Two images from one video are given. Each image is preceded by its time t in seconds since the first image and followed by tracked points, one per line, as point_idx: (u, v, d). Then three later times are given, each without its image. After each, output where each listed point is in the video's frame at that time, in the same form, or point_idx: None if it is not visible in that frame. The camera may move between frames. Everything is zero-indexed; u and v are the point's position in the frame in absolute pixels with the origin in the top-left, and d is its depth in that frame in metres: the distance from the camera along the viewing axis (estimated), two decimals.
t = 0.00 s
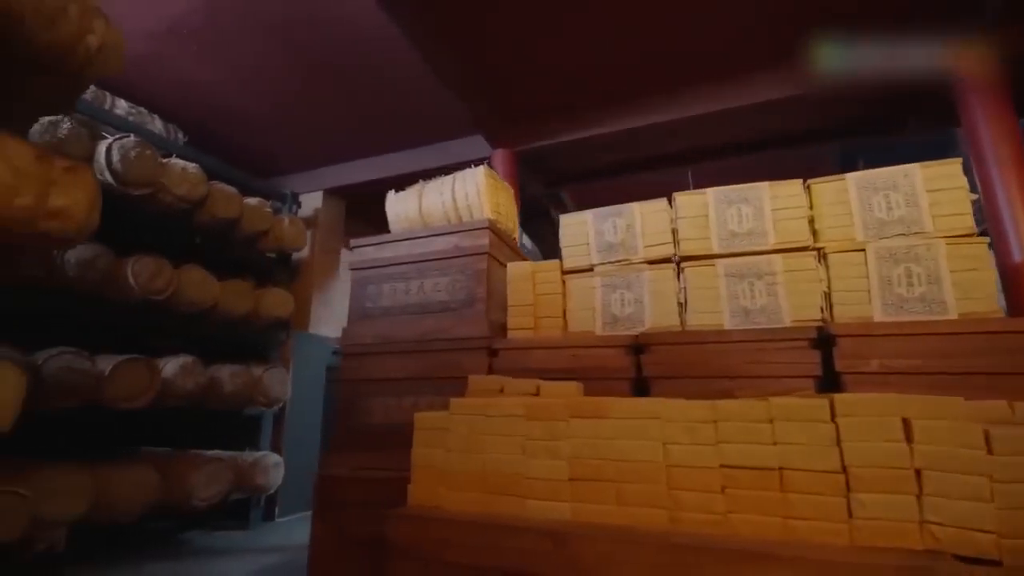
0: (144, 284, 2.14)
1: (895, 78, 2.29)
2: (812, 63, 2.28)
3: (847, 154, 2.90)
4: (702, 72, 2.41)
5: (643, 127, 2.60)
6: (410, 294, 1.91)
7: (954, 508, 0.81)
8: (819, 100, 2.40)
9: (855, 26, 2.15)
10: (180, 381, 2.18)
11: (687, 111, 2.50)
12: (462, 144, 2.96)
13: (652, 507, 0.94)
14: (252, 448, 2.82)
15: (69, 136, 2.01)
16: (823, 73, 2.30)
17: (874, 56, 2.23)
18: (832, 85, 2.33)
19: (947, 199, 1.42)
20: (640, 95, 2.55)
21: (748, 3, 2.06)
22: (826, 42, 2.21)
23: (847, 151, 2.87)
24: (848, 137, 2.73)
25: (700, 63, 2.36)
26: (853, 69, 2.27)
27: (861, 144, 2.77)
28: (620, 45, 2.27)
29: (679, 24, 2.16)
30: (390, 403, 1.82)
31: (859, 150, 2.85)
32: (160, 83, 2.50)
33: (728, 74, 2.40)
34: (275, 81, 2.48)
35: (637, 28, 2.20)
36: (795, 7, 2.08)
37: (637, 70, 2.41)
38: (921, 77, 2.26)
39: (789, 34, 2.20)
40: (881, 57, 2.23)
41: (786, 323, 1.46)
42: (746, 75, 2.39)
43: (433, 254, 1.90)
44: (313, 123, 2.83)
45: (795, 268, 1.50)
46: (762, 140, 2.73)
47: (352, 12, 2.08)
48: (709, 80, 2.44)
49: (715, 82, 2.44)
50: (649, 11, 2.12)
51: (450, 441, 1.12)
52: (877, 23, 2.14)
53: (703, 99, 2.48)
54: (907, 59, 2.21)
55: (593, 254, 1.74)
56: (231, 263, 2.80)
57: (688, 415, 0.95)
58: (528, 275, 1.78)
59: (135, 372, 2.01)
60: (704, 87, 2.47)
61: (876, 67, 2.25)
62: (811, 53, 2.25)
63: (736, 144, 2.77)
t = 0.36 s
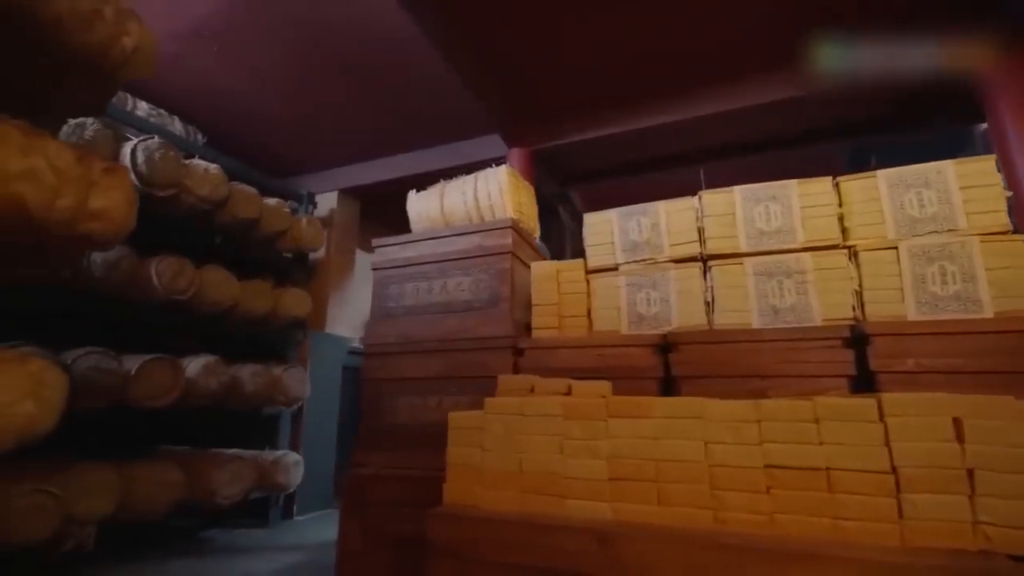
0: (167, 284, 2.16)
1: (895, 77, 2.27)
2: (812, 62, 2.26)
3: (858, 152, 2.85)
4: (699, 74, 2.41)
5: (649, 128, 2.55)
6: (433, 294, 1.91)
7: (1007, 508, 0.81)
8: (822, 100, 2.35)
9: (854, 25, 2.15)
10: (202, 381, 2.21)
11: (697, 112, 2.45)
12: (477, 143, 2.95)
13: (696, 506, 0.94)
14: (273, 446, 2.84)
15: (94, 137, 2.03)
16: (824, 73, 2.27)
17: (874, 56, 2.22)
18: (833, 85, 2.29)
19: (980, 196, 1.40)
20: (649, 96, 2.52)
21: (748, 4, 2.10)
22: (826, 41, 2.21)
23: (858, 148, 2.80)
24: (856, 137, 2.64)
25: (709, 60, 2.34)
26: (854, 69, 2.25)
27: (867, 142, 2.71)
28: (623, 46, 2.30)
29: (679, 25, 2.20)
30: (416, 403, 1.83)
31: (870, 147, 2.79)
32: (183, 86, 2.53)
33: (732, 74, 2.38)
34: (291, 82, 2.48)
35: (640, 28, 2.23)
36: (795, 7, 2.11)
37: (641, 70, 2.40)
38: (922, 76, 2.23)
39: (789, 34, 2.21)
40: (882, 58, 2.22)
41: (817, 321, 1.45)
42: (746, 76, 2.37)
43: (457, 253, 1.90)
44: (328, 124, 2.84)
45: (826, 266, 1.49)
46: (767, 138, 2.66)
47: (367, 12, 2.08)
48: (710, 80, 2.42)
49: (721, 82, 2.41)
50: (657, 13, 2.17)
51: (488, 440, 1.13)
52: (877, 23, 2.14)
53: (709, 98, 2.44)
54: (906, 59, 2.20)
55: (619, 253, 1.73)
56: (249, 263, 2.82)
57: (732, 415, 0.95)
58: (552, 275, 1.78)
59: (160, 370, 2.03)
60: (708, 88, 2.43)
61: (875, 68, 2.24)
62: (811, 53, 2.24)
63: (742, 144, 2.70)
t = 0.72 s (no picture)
0: (188, 283, 2.17)
1: (896, 77, 2.31)
2: (813, 62, 2.28)
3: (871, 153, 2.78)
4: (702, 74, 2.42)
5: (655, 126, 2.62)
6: (453, 293, 1.91)
7: None
8: (822, 99, 2.40)
9: (855, 26, 2.14)
10: (223, 380, 2.22)
11: (703, 110, 2.52)
12: (491, 142, 2.95)
13: (734, 506, 0.94)
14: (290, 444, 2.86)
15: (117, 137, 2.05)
16: (824, 72, 2.31)
17: (873, 55, 2.24)
18: (833, 85, 2.34)
19: (1012, 193, 1.38)
20: (656, 96, 2.56)
21: (747, 4, 2.07)
22: (827, 42, 2.21)
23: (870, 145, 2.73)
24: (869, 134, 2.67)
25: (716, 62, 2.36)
26: (855, 68, 2.28)
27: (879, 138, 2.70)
28: (623, 45, 2.28)
29: (679, 25, 2.17)
30: (437, 401, 1.83)
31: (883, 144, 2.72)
32: (201, 86, 2.55)
33: (733, 74, 2.42)
34: (307, 82, 2.49)
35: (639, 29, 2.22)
36: (794, 7, 2.07)
37: (647, 70, 2.41)
38: (924, 75, 2.28)
39: (789, 34, 2.19)
40: (882, 58, 2.24)
41: (845, 320, 1.44)
42: (745, 76, 2.41)
43: (477, 253, 1.90)
44: (342, 125, 2.85)
45: (854, 264, 1.48)
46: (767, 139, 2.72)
47: (376, 16, 2.09)
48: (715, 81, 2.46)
49: (725, 84, 2.46)
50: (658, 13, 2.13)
51: (520, 439, 1.13)
52: (878, 24, 2.13)
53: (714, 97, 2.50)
54: (907, 59, 2.23)
55: (641, 251, 1.72)
56: (265, 262, 2.83)
57: (770, 415, 0.96)
58: (574, 274, 1.78)
59: (181, 368, 2.05)
60: (708, 88, 2.48)
61: (875, 68, 2.27)
62: (812, 53, 2.26)
63: (742, 144, 2.77)
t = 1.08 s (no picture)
0: (210, 283, 2.19)
1: (897, 76, 2.34)
2: (813, 62, 2.31)
3: (885, 147, 2.81)
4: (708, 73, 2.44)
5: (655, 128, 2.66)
6: (474, 292, 1.91)
7: None
8: (823, 100, 2.44)
9: (856, 27, 2.15)
10: (244, 378, 2.24)
11: (704, 110, 2.55)
12: (506, 141, 2.94)
13: (775, 506, 0.93)
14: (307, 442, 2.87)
15: (141, 139, 2.07)
16: (823, 72, 2.33)
17: (874, 55, 2.26)
18: (833, 85, 2.37)
19: None
20: (662, 97, 2.60)
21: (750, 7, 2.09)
22: (827, 43, 2.23)
23: (887, 140, 2.75)
24: (870, 133, 2.71)
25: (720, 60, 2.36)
26: (855, 67, 2.30)
27: (902, 136, 2.70)
28: (631, 46, 2.30)
29: (682, 25, 2.18)
30: (458, 400, 1.83)
31: (900, 140, 2.75)
32: (219, 88, 2.57)
33: (735, 75, 2.43)
34: (326, 81, 2.49)
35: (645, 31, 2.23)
36: (794, 7, 2.08)
37: (656, 70, 2.44)
38: (923, 75, 2.32)
39: (789, 34, 2.21)
40: (882, 57, 2.27)
41: (875, 319, 1.43)
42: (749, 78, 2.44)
43: (498, 252, 1.90)
44: (357, 124, 2.86)
45: (884, 262, 1.46)
46: (774, 136, 2.73)
47: (387, 21, 2.12)
48: (716, 81, 2.49)
49: (728, 83, 2.49)
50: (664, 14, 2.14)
51: (552, 438, 1.13)
52: (879, 25, 2.14)
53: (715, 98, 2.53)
54: (906, 59, 2.26)
55: (664, 250, 1.71)
56: (281, 262, 2.85)
57: (809, 414, 0.95)
58: (596, 272, 1.77)
59: (203, 369, 2.06)
60: (713, 89, 2.52)
61: (876, 67, 2.30)
62: (811, 53, 2.28)
63: (742, 144, 2.80)
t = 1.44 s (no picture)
0: (231, 283, 2.21)
1: (896, 76, 2.33)
2: (813, 63, 2.31)
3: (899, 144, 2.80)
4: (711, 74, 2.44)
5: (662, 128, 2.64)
6: (496, 291, 1.91)
7: None
8: (823, 100, 2.42)
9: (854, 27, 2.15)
10: (266, 378, 2.27)
11: (710, 111, 2.54)
12: (522, 141, 2.93)
13: (816, 508, 0.92)
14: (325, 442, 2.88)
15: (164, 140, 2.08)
16: (823, 72, 2.33)
17: (873, 54, 2.25)
18: (833, 85, 2.36)
19: None
20: (666, 97, 2.58)
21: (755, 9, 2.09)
22: (826, 43, 2.23)
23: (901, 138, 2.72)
24: (870, 133, 2.69)
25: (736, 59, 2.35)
26: (856, 68, 2.29)
27: (918, 135, 2.67)
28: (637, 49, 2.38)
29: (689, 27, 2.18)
30: (480, 401, 1.83)
31: (913, 137, 2.72)
32: (236, 92, 2.60)
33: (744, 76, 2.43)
34: (345, 81, 2.49)
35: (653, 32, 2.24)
36: (793, 7, 2.08)
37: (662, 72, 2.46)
38: (922, 75, 2.31)
39: (789, 34, 2.21)
40: (882, 57, 2.26)
41: (908, 318, 1.41)
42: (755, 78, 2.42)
43: (520, 251, 1.89)
44: (374, 124, 2.86)
45: (917, 260, 1.43)
46: (794, 134, 2.70)
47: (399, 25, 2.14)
48: (720, 81, 2.47)
49: (734, 82, 2.46)
50: (668, 14, 2.14)
51: (585, 437, 1.13)
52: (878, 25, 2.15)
53: (720, 98, 2.52)
54: (906, 59, 2.25)
55: (688, 248, 1.69)
56: (299, 262, 2.87)
57: (850, 414, 0.94)
58: (619, 271, 1.76)
59: (227, 369, 2.08)
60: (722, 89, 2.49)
61: (875, 67, 2.29)
62: (812, 53, 2.28)
63: (745, 144, 2.79)
